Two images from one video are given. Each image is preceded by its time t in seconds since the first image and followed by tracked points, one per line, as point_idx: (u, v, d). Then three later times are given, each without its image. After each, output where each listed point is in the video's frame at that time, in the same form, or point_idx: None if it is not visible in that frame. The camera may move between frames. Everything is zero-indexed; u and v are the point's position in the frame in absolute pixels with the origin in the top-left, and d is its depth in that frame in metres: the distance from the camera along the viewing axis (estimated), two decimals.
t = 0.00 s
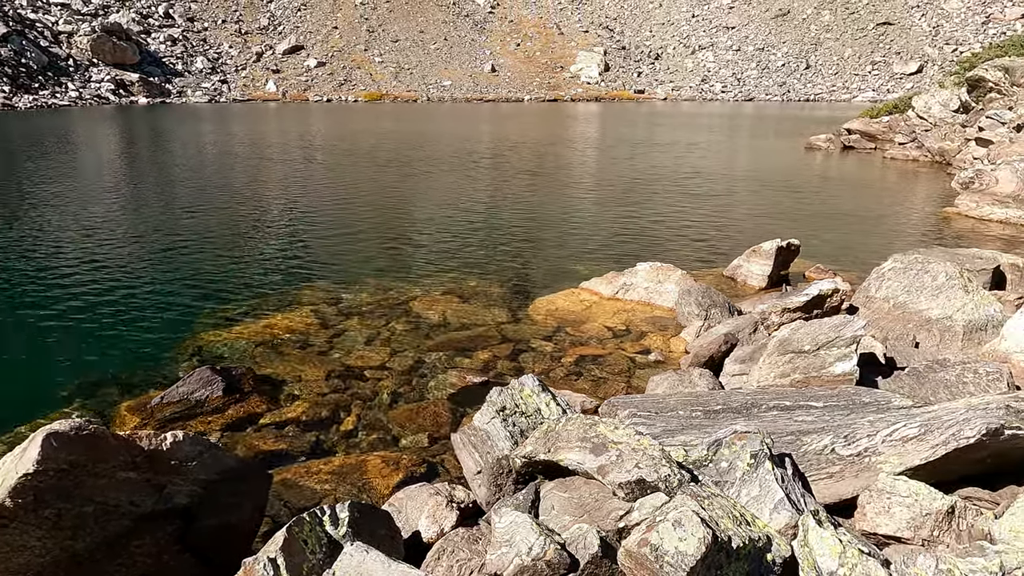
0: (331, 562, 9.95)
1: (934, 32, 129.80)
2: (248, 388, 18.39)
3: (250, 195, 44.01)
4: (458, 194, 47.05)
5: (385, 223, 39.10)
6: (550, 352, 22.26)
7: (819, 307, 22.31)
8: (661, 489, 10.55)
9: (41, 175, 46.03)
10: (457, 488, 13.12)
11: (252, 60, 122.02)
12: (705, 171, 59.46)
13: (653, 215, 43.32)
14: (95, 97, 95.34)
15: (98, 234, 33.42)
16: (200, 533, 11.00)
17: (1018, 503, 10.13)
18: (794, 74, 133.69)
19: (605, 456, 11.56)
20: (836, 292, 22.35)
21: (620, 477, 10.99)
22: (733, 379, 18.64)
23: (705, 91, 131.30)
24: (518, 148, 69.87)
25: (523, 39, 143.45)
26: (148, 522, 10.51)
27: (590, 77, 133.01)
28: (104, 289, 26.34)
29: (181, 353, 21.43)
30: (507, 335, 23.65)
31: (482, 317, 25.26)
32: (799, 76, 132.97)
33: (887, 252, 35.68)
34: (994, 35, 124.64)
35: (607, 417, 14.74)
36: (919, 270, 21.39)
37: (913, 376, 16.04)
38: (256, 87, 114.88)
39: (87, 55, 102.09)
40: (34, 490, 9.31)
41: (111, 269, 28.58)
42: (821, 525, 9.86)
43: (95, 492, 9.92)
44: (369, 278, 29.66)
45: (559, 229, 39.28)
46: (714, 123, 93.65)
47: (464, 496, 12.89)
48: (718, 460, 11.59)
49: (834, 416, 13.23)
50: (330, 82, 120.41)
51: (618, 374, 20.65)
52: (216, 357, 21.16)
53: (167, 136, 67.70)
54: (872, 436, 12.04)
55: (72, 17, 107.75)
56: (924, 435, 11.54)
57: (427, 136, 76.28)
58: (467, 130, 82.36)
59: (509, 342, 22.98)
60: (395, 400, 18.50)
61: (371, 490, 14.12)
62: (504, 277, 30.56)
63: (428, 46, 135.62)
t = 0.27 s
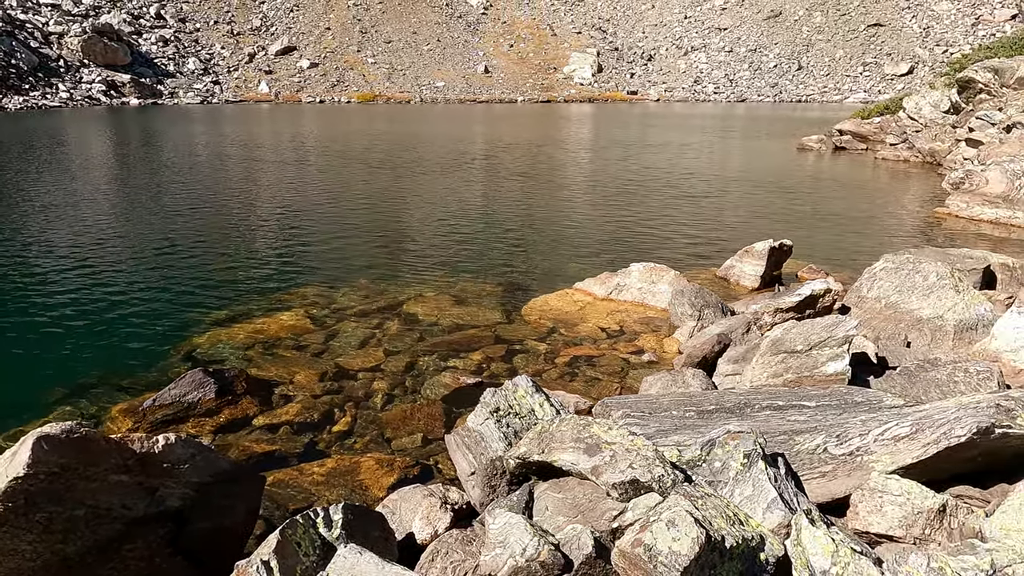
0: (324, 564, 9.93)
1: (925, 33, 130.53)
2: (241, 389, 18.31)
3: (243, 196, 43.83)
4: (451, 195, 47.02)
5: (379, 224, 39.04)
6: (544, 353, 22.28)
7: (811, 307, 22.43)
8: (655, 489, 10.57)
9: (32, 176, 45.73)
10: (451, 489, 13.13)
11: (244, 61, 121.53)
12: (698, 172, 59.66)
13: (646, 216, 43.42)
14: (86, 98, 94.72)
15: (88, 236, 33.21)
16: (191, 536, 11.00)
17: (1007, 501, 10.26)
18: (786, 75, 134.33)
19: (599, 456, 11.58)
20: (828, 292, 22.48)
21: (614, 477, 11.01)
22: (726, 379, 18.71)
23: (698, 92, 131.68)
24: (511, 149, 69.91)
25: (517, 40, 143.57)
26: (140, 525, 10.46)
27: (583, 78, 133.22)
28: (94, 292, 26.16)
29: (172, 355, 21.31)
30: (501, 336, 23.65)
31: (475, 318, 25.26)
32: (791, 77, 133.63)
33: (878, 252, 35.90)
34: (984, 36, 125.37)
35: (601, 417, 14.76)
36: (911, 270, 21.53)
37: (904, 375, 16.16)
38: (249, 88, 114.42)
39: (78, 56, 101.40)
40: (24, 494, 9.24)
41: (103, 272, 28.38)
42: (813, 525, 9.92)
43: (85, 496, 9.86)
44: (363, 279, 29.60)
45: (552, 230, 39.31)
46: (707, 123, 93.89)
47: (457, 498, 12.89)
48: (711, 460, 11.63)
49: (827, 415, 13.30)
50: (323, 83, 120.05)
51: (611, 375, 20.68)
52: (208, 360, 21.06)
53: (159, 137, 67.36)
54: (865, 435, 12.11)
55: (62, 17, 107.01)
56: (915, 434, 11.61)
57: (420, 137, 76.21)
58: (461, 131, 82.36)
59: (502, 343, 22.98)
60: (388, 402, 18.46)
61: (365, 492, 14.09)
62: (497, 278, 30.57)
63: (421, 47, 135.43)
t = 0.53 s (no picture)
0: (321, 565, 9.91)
1: (919, 34, 131.10)
2: (236, 391, 18.27)
3: (239, 197, 43.74)
4: (447, 196, 47.02)
5: (374, 225, 39.00)
6: (540, 353, 22.30)
7: (806, 307, 22.51)
8: (651, 489, 10.58)
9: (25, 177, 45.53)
10: (447, 490, 13.11)
11: (239, 61, 121.19)
12: (694, 172, 59.82)
13: (642, 217, 43.50)
14: (80, 99, 94.29)
15: (83, 237, 33.07)
16: (186, 538, 10.93)
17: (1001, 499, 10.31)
18: (781, 76, 134.82)
19: (595, 457, 11.59)
20: (823, 292, 22.56)
21: (610, 477, 11.02)
22: (721, 379, 18.76)
23: (693, 93, 131.99)
24: (507, 149, 69.95)
25: (512, 40, 143.70)
26: (135, 527, 10.41)
27: (578, 79, 133.37)
28: (89, 293, 26.06)
29: (167, 357, 21.23)
30: (497, 337, 23.66)
31: (471, 319, 25.23)
32: (786, 78, 134.17)
33: (873, 252, 36.05)
34: (977, 37, 126.00)
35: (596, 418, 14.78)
36: (905, 270, 21.63)
37: (899, 375, 16.23)
38: (244, 89, 114.13)
39: (72, 57, 100.92)
40: (18, 497, 9.20)
41: (98, 273, 28.27)
42: (808, 524, 9.95)
43: (80, 499, 9.81)
44: (358, 280, 29.56)
45: (548, 230, 39.35)
46: (702, 124, 94.08)
47: (454, 499, 12.87)
48: (707, 460, 11.66)
49: (822, 415, 13.34)
50: (319, 83, 119.84)
51: (607, 375, 20.70)
52: (204, 361, 20.99)
53: (154, 138, 67.14)
54: (860, 434, 12.14)
55: (56, 18, 106.50)
56: (909, 433, 11.65)
57: (416, 138, 76.15)
58: (456, 132, 82.35)
59: (498, 344, 22.98)
60: (384, 402, 18.44)
61: (361, 494, 14.06)
62: (493, 279, 30.57)
63: (416, 48, 135.35)
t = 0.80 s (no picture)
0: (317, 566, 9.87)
1: (912, 36, 131.67)
2: (231, 392, 18.22)
3: (234, 198, 43.64)
4: (442, 197, 47.00)
5: (370, 226, 38.97)
6: (535, 354, 22.31)
7: (801, 307, 22.59)
8: (647, 489, 10.60)
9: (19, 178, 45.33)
10: (443, 491, 13.12)
11: (234, 62, 120.81)
12: (689, 173, 59.94)
13: (637, 217, 43.56)
14: (74, 99, 93.81)
15: (78, 238, 32.95)
16: (182, 539, 10.85)
17: (995, 498, 10.38)
18: (775, 77, 135.23)
19: (591, 457, 11.59)
20: (818, 292, 22.62)
21: (606, 477, 11.03)
22: (717, 379, 18.80)
23: (689, 94, 132.25)
24: (502, 150, 69.97)
25: (507, 41, 143.81)
26: (130, 529, 10.35)
27: (574, 79, 133.48)
28: (84, 295, 25.94)
29: (162, 358, 21.17)
30: (492, 337, 23.67)
31: (466, 320, 25.22)
32: (780, 78, 134.59)
33: (867, 252, 36.21)
34: (970, 38, 126.67)
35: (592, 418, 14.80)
36: (899, 270, 21.75)
37: (894, 375, 16.30)
38: (239, 90, 113.81)
39: (66, 57, 100.41)
40: (12, 499, 9.15)
41: (93, 274, 28.17)
42: (804, 524, 9.99)
43: (75, 500, 9.77)
44: (354, 281, 29.52)
45: (544, 231, 39.37)
46: (697, 125, 94.28)
47: (450, 500, 12.87)
48: (703, 461, 11.67)
49: (817, 415, 13.39)
50: (314, 84, 119.61)
51: (603, 376, 20.72)
52: (199, 362, 20.94)
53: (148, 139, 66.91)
54: (854, 434, 12.18)
55: (50, 18, 105.95)
56: (904, 433, 11.69)
57: (411, 138, 76.08)
58: (451, 133, 82.32)
59: (493, 344, 22.98)
60: (380, 403, 18.42)
61: (357, 495, 14.03)
62: (488, 280, 30.57)
63: (412, 48, 135.22)
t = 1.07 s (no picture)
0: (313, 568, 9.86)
1: (907, 36, 132.22)
2: (227, 393, 18.17)
3: (229, 199, 43.53)
4: (438, 197, 46.99)
5: (366, 226, 38.92)
6: (531, 354, 22.32)
7: (796, 307, 22.65)
8: (643, 489, 10.61)
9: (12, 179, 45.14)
10: (439, 492, 13.13)
11: (229, 62, 120.47)
12: (685, 173, 60.06)
13: (633, 218, 43.64)
14: (68, 100, 93.43)
15: (72, 239, 32.81)
16: (176, 541, 10.82)
17: (990, 496, 10.44)
18: (770, 77, 135.59)
19: (587, 457, 11.61)
20: (813, 292, 22.69)
21: (602, 477, 11.03)
22: (712, 379, 18.85)
23: (684, 94, 132.56)
24: (498, 151, 70.00)
25: (503, 42, 143.86)
26: (124, 530, 10.31)
27: (570, 80, 133.62)
28: (79, 296, 25.84)
29: (158, 359, 21.11)
30: (488, 338, 23.68)
31: (462, 321, 25.20)
32: (775, 79, 134.96)
33: (862, 252, 36.36)
34: (964, 38, 127.34)
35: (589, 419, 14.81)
36: (894, 270, 21.84)
37: (889, 374, 16.37)
38: (234, 90, 113.55)
39: (60, 58, 99.98)
40: (6, 501, 9.13)
41: (89, 276, 28.07)
42: (799, 523, 10.03)
43: (69, 502, 9.74)
44: (350, 282, 29.49)
45: (539, 232, 39.38)
46: (693, 126, 94.47)
47: (446, 501, 12.86)
48: (698, 460, 11.68)
49: (812, 415, 13.43)
50: (310, 85, 119.43)
51: (599, 376, 20.75)
52: (194, 363, 20.88)
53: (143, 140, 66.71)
54: (849, 433, 12.22)
55: (44, 18, 105.49)
56: (899, 432, 11.72)
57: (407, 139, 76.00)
58: (447, 133, 82.30)
59: (489, 345, 22.98)
60: (376, 404, 18.40)
61: (353, 496, 14.01)
62: (484, 280, 30.58)
63: (407, 49, 135.13)
